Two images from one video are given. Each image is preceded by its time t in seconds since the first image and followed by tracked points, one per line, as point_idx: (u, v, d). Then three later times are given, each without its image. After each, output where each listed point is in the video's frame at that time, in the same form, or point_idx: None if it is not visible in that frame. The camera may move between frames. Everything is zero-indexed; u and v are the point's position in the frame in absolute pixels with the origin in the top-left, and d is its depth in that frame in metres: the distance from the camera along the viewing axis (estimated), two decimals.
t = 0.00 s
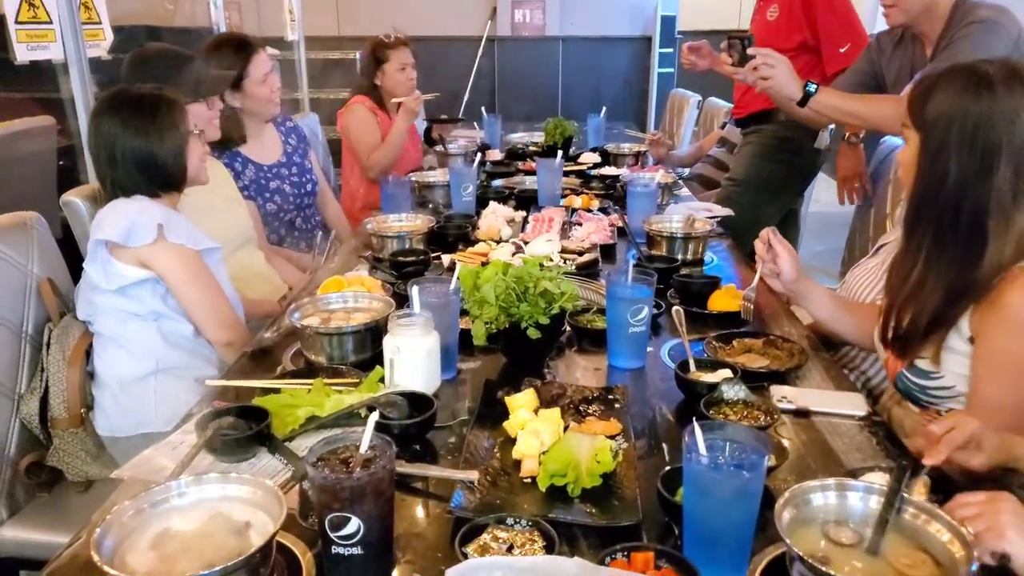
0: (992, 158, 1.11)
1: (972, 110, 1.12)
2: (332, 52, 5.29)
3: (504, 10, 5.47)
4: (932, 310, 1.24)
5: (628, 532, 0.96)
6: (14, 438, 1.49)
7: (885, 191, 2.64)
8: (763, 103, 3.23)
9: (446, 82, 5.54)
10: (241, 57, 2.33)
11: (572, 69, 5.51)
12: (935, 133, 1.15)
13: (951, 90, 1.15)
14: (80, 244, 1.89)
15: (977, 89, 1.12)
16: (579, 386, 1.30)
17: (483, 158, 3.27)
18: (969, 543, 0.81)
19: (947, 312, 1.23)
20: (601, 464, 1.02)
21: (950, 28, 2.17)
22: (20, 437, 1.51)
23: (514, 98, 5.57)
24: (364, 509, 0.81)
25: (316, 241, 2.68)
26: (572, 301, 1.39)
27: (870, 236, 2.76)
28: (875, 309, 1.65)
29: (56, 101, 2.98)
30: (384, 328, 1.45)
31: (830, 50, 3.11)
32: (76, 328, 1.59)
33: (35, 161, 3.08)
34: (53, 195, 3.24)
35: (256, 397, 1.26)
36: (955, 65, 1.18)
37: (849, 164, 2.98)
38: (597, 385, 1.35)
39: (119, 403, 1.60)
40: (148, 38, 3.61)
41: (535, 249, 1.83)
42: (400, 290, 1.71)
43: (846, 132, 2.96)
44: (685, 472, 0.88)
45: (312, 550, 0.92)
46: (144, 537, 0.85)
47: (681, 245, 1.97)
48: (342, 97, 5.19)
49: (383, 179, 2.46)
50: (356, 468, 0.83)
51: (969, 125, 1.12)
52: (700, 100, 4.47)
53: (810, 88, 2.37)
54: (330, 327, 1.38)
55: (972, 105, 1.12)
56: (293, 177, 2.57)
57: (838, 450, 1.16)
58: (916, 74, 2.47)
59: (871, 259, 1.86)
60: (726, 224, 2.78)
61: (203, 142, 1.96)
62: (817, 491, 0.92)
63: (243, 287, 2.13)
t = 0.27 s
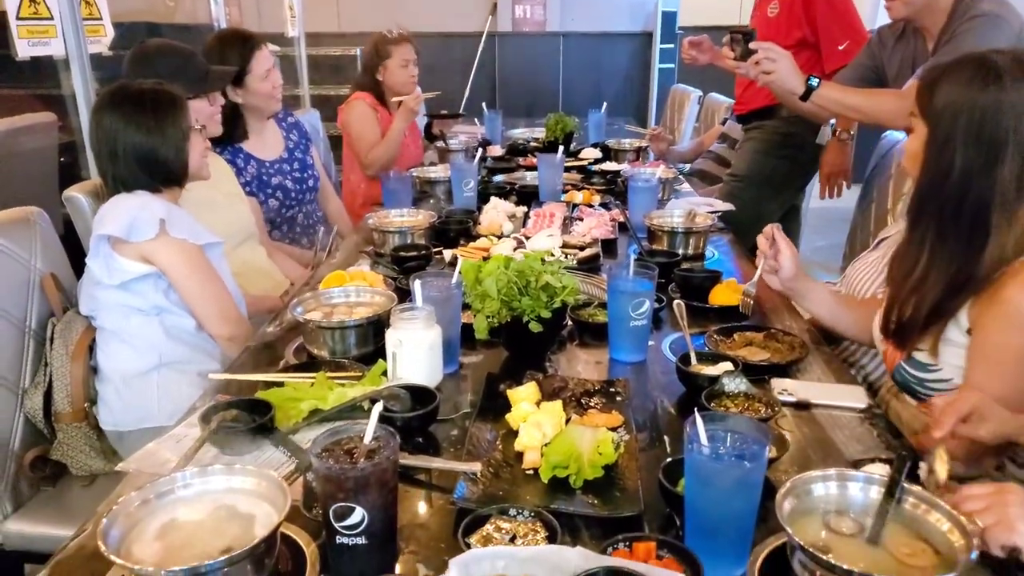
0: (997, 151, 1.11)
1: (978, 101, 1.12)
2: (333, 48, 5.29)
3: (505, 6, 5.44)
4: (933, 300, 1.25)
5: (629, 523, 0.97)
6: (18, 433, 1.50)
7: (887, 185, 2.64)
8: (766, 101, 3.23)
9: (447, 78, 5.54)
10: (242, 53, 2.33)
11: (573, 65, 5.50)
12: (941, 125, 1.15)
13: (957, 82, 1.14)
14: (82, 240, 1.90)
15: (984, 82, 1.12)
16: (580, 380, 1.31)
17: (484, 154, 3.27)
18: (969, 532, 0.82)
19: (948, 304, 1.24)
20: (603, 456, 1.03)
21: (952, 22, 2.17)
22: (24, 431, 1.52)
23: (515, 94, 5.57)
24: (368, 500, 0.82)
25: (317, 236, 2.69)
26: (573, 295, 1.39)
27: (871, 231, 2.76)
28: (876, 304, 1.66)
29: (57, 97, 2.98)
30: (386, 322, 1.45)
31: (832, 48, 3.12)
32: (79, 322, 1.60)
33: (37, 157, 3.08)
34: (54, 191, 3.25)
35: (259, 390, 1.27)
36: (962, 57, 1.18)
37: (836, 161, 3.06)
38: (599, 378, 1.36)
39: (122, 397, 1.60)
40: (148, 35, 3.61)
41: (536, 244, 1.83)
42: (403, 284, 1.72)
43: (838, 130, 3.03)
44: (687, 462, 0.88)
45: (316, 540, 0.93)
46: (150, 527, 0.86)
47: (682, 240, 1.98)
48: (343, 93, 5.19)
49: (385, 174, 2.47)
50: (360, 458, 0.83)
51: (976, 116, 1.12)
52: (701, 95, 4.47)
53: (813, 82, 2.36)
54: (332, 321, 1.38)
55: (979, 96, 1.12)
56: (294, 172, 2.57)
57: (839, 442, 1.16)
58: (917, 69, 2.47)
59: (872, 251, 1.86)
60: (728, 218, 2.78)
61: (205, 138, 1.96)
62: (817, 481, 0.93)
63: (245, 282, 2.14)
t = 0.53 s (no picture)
0: (1010, 144, 1.12)
1: (990, 92, 1.12)
2: (332, 43, 5.29)
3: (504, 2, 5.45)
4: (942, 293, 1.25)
5: (629, 512, 0.98)
6: (20, 427, 1.51)
7: (886, 180, 2.64)
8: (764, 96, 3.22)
9: (446, 74, 5.54)
10: (242, 48, 2.33)
11: (572, 60, 5.50)
12: (953, 117, 1.15)
13: (968, 73, 1.14)
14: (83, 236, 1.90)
15: (998, 72, 1.12)
16: (580, 372, 1.31)
17: (484, 149, 3.28)
18: (964, 519, 0.83)
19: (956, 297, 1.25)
20: (603, 447, 1.04)
21: (951, 16, 2.17)
22: (26, 425, 1.52)
23: (514, 89, 5.57)
24: (372, 489, 0.83)
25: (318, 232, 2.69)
26: (573, 288, 1.40)
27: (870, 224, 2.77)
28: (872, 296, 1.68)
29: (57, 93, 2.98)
30: (387, 315, 1.46)
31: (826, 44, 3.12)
32: (80, 316, 1.60)
33: (37, 153, 3.09)
34: (54, 187, 3.25)
35: (261, 383, 1.27)
36: (971, 48, 1.18)
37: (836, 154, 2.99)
38: (598, 370, 1.37)
39: (124, 392, 1.60)
40: (147, 30, 3.61)
41: (536, 238, 1.84)
42: (403, 278, 1.73)
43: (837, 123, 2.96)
44: (686, 452, 0.89)
45: (319, 530, 0.94)
46: (154, 517, 0.87)
47: (682, 234, 1.99)
48: (342, 89, 5.19)
49: (385, 169, 2.47)
50: (363, 448, 0.84)
51: (989, 107, 1.12)
52: (701, 91, 4.47)
53: (812, 76, 2.37)
54: (334, 315, 1.39)
55: (992, 87, 1.12)
56: (294, 168, 2.58)
57: (837, 433, 1.17)
58: (916, 62, 2.47)
59: (869, 244, 1.87)
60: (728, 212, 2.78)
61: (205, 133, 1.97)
62: (815, 470, 0.94)
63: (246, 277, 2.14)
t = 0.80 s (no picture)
0: None
1: (1008, 81, 1.12)
2: (331, 36, 5.29)
3: None
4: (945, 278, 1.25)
5: (629, 498, 0.99)
6: (23, 416, 1.52)
7: (886, 172, 2.65)
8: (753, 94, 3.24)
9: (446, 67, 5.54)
10: (243, 40, 2.33)
11: (572, 53, 5.50)
12: (971, 106, 1.15)
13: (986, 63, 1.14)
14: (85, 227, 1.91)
15: (1014, 61, 1.13)
16: (581, 361, 1.32)
17: (484, 142, 3.28)
18: (961, 503, 0.84)
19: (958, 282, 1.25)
20: (604, 434, 1.05)
21: (950, 8, 2.17)
22: (30, 415, 1.53)
23: (514, 82, 5.57)
24: (375, 474, 0.83)
25: (318, 224, 2.70)
26: (574, 278, 1.41)
27: (869, 217, 2.77)
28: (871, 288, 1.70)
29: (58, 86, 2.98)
30: (388, 305, 1.47)
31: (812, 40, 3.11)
32: (83, 307, 1.61)
33: (38, 146, 3.09)
34: (55, 179, 3.25)
35: (263, 372, 1.28)
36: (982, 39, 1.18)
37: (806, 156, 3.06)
38: (599, 360, 1.38)
39: (126, 382, 1.61)
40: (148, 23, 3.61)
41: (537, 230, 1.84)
42: (404, 269, 1.73)
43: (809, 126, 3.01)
44: (687, 437, 0.90)
45: (323, 516, 0.95)
46: (159, 503, 0.87)
47: (681, 226, 1.99)
48: (342, 82, 5.19)
49: (385, 161, 2.48)
50: (366, 433, 0.85)
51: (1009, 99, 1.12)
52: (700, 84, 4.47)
53: (812, 68, 2.38)
54: (336, 305, 1.40)
55: (1011, 77, 1.12)
56: (295, 160, 2.58)
57: (836, 421, 1.18)
58: (916, 55, 2.47)
59: (869, 236, 1.88)
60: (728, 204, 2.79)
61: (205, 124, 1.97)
62: (814, 457, 0.95)
63: (247, 268, 2.15)
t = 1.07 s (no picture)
0: None
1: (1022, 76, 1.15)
2: (332, 34, 5.29)
3: None
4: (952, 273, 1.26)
5: (632, 490, 0.99)
6: (28, 410, 1.52)
7: (886, 169, 2.65)
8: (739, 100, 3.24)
9: (447, 65, 5.55)
10: (245, 37, 2.34)
11: (572, 51, 5.50)
12: (988, 102, 1.17)
13: (999, 60, 1.17)
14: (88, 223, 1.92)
15: None
16: (583, 355, 1.33)
17: (485, 139, 3.29)
18: (961, 493, 0.85)
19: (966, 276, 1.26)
20: (607, 427, 1.05)
21: (951, 6, 2.18)
22: (34, 409, 1.54)
23: (514, 80, 5.58)
24: (381, 464, 0.84)
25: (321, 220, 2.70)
26: (576, 273, 1.41)
27: (870, 214, 2.78)
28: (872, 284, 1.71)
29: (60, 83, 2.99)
30: (392, 299, 1.47)
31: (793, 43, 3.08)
32: (87, 301, 1.62)
33: (40, 142, 3.10)
34: (57, 176, 3.26)
35: (268, 365, 1.29)
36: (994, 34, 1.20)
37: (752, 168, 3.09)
38: (601, 354, 1.38)
39: (130, 376, 1.61)
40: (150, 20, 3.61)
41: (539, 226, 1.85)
42: (407, 265, 1.74)
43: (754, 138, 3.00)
44: (690, 428, 0.91)
45: (328, 507, 0.95)
46: (166, 492, 0.88)
47: (683, 222, 2.00)
48: (342, 79, 5.20)
49: (387, 157, 2.48)
50: (373, 423, 0.86)
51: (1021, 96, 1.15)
52: (701, 81, 4.47)
53: (812, 65, 2.40)
54: (339, 299, 1.41)
55: None
56: (297, 157, 2.59)
57: (837, 414, 1.19)
58: (916, 52, 2.47)
59: (869, 232, 1.88)
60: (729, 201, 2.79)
61: (208, 120, 1.98)
62: (816, 448, 0.95)
63: (249, 264, 2.16)
